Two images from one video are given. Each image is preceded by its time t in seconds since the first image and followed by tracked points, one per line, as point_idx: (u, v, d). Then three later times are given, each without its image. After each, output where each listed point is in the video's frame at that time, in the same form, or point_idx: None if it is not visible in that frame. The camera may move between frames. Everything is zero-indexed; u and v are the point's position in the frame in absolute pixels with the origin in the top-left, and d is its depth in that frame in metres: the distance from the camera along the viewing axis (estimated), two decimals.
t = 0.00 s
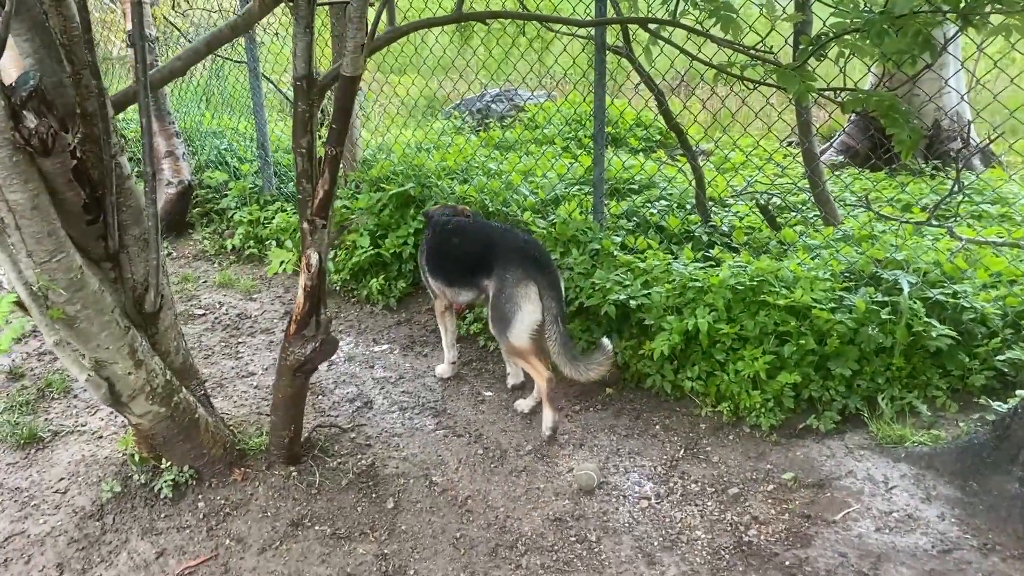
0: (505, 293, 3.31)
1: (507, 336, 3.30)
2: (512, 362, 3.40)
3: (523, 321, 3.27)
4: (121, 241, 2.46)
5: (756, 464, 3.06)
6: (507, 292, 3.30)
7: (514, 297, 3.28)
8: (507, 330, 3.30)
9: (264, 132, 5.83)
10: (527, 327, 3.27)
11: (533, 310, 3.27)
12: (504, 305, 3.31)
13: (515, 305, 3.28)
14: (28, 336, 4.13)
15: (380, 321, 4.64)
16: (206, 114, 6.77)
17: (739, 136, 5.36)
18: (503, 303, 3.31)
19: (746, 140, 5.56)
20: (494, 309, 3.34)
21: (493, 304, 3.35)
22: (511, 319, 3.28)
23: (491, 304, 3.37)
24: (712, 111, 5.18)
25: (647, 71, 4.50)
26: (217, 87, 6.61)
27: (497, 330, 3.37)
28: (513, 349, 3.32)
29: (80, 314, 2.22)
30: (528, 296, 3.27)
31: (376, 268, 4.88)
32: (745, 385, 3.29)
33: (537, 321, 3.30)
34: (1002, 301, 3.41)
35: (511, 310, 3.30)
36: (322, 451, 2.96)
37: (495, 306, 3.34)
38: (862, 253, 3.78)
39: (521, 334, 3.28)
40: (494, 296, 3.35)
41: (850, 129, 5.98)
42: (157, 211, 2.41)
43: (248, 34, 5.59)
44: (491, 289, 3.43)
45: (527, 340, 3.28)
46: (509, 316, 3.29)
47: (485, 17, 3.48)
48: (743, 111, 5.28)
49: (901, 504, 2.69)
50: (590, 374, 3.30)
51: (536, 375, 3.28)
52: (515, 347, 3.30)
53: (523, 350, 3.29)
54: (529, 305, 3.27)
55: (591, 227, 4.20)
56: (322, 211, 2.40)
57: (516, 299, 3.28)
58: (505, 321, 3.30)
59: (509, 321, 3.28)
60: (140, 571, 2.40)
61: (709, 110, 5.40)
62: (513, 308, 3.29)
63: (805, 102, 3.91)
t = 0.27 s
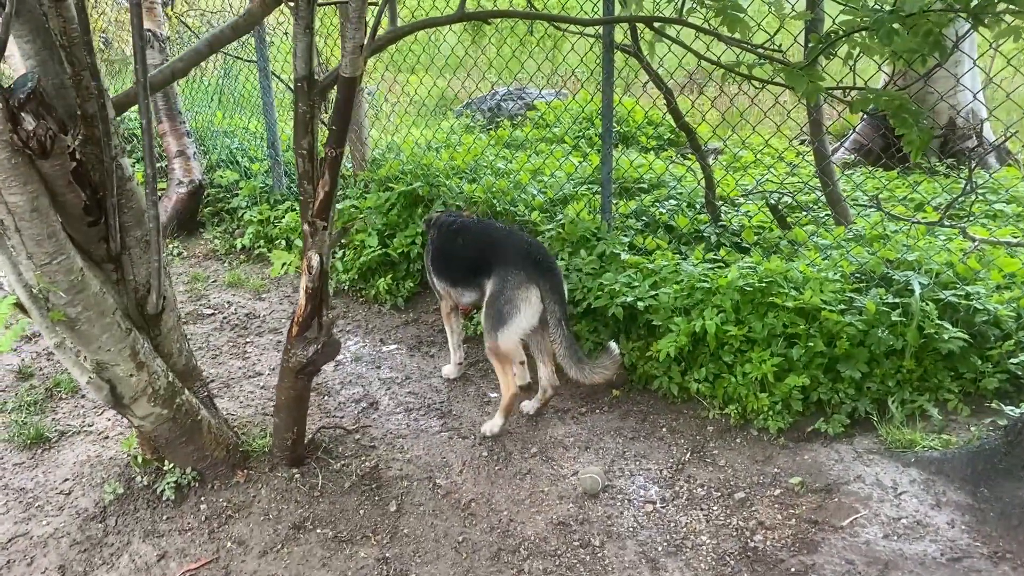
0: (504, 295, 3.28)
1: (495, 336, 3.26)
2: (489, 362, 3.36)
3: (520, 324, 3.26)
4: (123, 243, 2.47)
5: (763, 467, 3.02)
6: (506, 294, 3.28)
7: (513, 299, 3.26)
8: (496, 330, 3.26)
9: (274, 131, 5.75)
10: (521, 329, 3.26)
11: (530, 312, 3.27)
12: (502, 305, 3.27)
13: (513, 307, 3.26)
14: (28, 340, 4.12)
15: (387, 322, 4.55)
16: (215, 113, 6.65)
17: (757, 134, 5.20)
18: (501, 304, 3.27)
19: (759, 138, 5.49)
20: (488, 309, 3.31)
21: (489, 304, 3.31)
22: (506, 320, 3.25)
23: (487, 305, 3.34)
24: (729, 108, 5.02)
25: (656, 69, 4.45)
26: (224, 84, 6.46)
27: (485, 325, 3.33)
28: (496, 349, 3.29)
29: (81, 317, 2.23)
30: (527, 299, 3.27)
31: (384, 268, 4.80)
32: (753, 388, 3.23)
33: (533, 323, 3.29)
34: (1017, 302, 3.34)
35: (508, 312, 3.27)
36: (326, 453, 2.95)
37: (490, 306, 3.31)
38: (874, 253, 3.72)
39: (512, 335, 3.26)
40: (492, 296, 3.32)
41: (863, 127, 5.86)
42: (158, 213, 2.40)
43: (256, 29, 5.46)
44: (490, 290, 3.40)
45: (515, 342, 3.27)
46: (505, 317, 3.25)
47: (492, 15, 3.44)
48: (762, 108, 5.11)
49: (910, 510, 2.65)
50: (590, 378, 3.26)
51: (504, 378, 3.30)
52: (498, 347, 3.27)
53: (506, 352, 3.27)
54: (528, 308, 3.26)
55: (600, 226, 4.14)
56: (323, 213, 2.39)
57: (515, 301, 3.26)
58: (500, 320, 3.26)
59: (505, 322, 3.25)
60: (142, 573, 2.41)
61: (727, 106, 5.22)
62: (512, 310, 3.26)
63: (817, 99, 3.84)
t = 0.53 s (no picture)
0: (499, 297, 3.28)
1: (493, 338, 3.26)
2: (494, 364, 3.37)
3: (516, 326, 3.24)
4: (125, 243, 2.48)
5: (769, 469, 2.98)
6: (501, 296, 3.28)
7: (507, 301, 3.25)
8: (494, 333, 3.27)
9: (282, 128, 5.62)
10: (517, 331, 3.24)
11: (525, 314, 3.24)
12: (497, 307, 3.27)
13: (508, 309, 3.25)
14: (36, 339, 4.15)
15: (393, 322, 4.49)
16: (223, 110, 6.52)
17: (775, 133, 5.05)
18: (496, 306, 3.27)
19: (768, 136, 5.44)
20: (486, 311, 3.32)
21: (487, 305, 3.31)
22: (502, 322, 3.24)
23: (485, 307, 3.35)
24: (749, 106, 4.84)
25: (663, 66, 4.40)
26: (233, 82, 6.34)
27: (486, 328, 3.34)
28: (496, 352, 3.29)
29: (83, 317, 2.25)
30: (520, 301, 3.24)
31: (392, 266, 4.74)
32: (760, 388, 3.18)
33: (528, 326, 3.26)
34: None
35: (503, 314, 3.26)
36: (329, 453, 2.94)
37: (488, 309, 3.31)
38: (883, 252, 3.68)
39: (510, 338, 3.25)
40: (489, 298, 3.33)
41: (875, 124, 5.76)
42: (160, 213, 2.39)
43: (264, 25, 5.33)
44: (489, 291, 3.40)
45: (514, 344, 3.25)
46: (500, 319, 3.25)
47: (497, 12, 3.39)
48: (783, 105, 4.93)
49: (918, 513, 2.62)
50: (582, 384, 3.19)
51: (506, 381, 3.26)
52: (498, 350, 3.27)
53: (506, 355, 3.27)
54: (521, 309, 3.23)
55: (607, 224, 4.09)
56: (324, 212, 2.39)
57: (510, 303, 3.25)
58: (495, 323, 3.26)
59: (500, 324, 3.24)
60: (144, 573, 2.42)
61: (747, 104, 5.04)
62: (507, 312, 3.24)
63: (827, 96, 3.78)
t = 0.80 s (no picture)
0: (500, 295, 3.30)
1: (496, 337, 3.28)
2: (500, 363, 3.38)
3: (517, 324, 3.24)
4: (134, 242, 2.49)
5: (778, 467, 2.96)
6: (502, 294, 3.29)
7: (508, 299, 3.26)
8: (497, 331, 3.28)
9: (292, 126, 5.59)
10: (519, 330, 3.24)
11: (526, 312, 3.23)
12: (499, 305, 3.29)
13: (509, 307, 3.25)
14: (46, 338, 4.17)
15: (403, 318, 4.49)
16: (234, 108, 6.49)
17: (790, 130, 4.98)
18: (498, 304, 3.29)
19: (778, 132, 5.40)
20: (490, 310, 3.34)
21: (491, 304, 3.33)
22: (503, 320, 3.26)
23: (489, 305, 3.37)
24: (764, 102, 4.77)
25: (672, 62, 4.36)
26: (244, 80, 6.31)
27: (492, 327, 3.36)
28: (501, 350, 3.30)
29: (92, 315, 2.28)
30: (521, 299, 3.24)
31: (401, 263, 4.74)
32: (769, 386, 3.17)
33: (530, 323, 3.25)
34: None
35: (505, 312, 3.27)
36: (338, 451, 2.94)
37: (491, 307, 3.33)
38: (893, 249, 3.65)
39: (512, 336, 3.25)
40: (492, 297, 3.35)
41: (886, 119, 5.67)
42: (168, 212, 2.40)
43: (274, 23, 5.29)
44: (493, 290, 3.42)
45: (517, 343, 3.25)
46: (502, 317, 3.26)
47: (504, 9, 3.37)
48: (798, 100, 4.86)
49: (928, 512, 2.59)
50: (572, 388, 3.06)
51: (512, 379, 3.27)
52: (502, 349, 3.27)
53: (509, 354, 3.27)
54: (521, 307, 3.23)
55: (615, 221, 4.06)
56: (331, 212, 2.39)
57: (511, 301, 3.26)
58: (498, 321, 3.27)
59: (502, 322, 3.26)
60: (153, 570, 2.44)
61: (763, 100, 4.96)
62: (508, 310, 3.25)
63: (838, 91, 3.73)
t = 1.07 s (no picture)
0: (504, 289, 3.28)
1: (500, 330, 3.26)
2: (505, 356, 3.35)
3: (520, 317, 3.21)
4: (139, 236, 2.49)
5: (786, 462, 2.94)
6: (506, 287, 3.27)
7: (512, 292, 3.24)
8: (501, 324, 3.26)
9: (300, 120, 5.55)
10: (522, 323, 3.21)
11: (529, 306, 3.20)
12: (503, 299, 3.27)
13: (512, 300, 3.23)
14: (53, 331, 4.19)
15: (410, 312, 4.48)
16: (240, 102, 6.45)
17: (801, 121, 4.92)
18: (502, 297, 3.27)
19: (787, 124, 5.35)
20: (494, 303, 3.32)
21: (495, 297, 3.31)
22: (507, 313, 3.23)
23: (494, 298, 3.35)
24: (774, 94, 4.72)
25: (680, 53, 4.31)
26: (250, 73, 6.28)
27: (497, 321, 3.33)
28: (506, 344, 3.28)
29: (96, 309, 2.28)
30: (524, 292, 3.21)
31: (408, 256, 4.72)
32: (777, 379, 3.13)
33: (534, 317, 3.21)
34: None
35: (508, 305, 3.25)
36: (343, 445, 2.94)
37: (496, 300, 3.31)
38: (903, 242, 3.61)
39: (516, 329, 3.21)
40: (497, 290, 3.33)
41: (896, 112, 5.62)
42: (171, 205, 2.39)
43: (280, 15, 5.25)
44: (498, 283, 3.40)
45: (521, 337, 3.22)
46: (505, 310, 3.24)
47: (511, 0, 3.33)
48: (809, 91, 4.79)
49: (937, 506, 2.57)
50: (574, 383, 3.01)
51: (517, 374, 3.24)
52: (506, 343, 3.25)
53: (513, 347, 3.24)
54: (524, 301, 3.20)
55: (623, 214, 4.02)
56: (334, 204, 2.35)
57: (514, 294, 3.23)
58: (503, 314, 3.25)
59: (507, 315, 3.23)
60: (158, 563, 2.44)
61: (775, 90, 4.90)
62: (511, 303, 3.23)
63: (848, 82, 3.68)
